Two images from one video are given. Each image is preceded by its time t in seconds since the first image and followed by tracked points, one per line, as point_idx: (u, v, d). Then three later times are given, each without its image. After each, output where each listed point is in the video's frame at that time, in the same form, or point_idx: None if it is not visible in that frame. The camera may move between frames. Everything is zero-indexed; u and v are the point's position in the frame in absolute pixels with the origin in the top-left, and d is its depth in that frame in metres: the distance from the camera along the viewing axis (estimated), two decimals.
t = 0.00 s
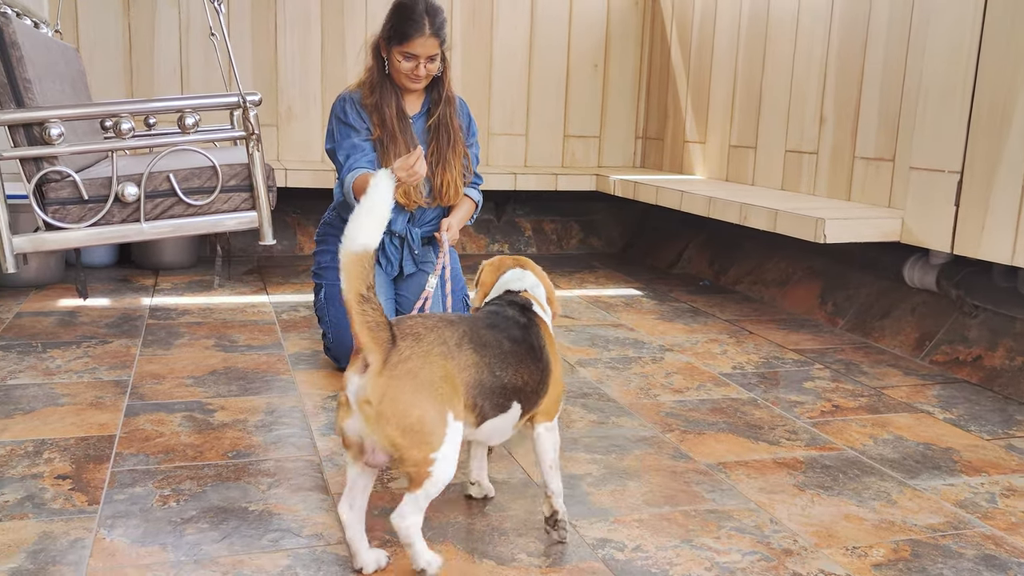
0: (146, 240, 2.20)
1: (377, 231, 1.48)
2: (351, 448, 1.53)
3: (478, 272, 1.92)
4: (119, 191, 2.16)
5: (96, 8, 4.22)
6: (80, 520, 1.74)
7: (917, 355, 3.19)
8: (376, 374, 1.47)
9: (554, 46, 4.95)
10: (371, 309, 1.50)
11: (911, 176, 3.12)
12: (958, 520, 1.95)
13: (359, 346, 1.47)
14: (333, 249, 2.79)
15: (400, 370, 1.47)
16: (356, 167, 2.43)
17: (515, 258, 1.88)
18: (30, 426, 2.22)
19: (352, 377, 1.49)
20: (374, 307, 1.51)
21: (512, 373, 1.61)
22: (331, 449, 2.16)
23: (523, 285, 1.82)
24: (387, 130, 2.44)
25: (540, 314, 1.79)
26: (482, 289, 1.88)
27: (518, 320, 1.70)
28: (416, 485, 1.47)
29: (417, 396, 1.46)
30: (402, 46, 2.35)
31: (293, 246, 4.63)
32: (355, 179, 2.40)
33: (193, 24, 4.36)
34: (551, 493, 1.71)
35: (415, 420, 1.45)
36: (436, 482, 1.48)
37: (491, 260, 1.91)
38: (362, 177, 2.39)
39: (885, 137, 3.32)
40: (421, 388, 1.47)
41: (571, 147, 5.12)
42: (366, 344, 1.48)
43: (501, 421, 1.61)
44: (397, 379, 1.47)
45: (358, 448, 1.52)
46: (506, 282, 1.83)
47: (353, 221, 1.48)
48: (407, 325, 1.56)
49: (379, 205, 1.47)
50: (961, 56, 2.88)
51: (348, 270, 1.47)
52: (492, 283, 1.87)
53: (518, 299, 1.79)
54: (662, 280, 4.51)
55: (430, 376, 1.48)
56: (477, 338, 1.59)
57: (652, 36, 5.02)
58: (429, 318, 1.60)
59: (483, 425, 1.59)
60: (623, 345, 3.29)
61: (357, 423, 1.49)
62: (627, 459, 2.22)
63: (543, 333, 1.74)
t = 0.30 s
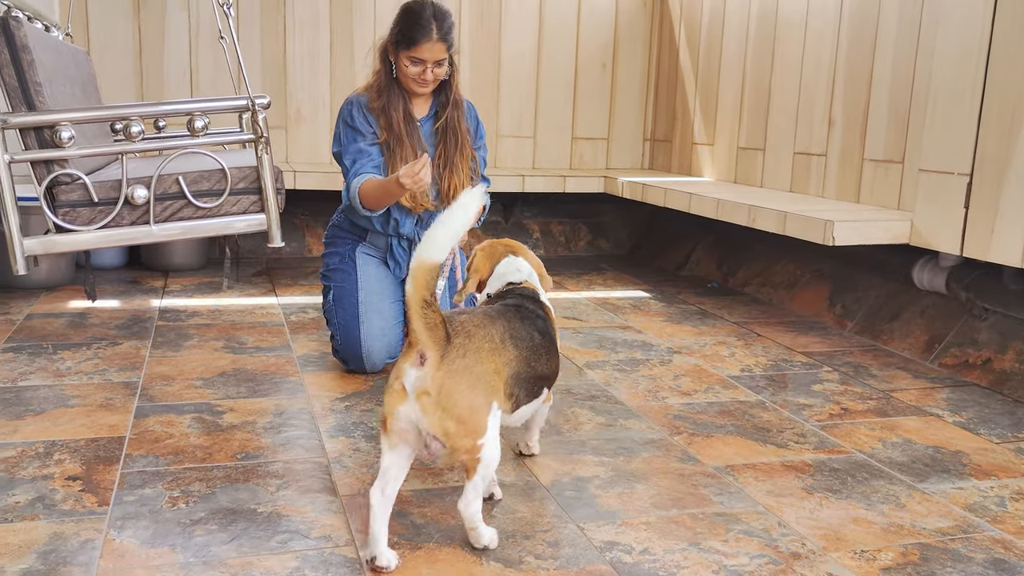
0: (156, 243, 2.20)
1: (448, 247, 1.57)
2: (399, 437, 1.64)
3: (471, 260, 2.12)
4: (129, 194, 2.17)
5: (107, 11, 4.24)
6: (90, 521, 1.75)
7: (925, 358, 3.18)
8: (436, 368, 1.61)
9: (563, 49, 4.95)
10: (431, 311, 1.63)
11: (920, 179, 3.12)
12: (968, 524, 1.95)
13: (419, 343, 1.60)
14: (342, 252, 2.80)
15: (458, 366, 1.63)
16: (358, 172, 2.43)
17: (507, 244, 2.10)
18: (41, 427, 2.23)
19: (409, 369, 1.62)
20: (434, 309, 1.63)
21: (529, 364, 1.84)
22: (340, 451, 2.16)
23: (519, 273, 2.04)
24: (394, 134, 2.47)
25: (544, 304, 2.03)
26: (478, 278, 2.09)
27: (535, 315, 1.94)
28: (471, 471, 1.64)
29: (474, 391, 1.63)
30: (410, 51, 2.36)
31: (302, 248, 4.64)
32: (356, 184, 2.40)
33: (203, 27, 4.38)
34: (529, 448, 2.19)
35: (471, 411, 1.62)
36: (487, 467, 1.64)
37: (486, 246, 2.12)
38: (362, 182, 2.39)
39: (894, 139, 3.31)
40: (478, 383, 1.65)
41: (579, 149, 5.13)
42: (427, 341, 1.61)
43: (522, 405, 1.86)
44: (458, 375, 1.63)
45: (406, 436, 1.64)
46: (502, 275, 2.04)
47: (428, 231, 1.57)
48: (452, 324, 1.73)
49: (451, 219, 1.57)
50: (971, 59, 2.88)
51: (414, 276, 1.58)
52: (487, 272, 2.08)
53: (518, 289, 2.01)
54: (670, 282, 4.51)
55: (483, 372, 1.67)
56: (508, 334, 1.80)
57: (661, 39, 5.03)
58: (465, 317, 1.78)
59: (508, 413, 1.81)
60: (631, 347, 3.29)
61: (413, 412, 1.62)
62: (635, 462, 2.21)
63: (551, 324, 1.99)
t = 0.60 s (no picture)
0: (162, 246, 2.20)
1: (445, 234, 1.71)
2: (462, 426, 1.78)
3: (473, 250, 2.11)
4: (136, 198, 2.16)
5: (114, 15, 4.26)
6: (97, 524, 1.76)
7: (932, 361, 3.17)
8: (479, 357, 1.70)
9: (568, 52, 4.95)
10: (462, 302, 1.72)
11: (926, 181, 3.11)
12: (974, 529, 1.94)
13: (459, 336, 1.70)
14: (348, 255, 2.80)
15: (499, 352, 1.72)
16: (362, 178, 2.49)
17: (510, 235, 2.10)
18: (48, 430, 2.24)
19: (457, 363, 1.73)
20: (463, 299, 1.72)
21: (564, 345, 1.91)
22: (345, 454, 2.17)
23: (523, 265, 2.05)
24: (398, 138, 2.50)
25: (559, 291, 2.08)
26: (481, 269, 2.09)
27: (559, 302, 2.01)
28: (503, 459, 1.70)
29: (518, 373, 1.72)
30: (415, 56, 2.37)
31: (307, 251, 4.66)
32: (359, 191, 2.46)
33: (209, 31, 4.39)
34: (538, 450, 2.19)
35: (515, 394, 1.70)
36: (517, 458, 1.71)
37: (490, 235, 2.11)
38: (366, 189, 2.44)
39: (901, 142, 3.30)
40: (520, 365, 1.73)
41: (585, 152, 5.13)
42: (465, 333, 1.70)
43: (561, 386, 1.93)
44: (500, 360, 1.71)
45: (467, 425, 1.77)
46: (508, 266, 2.05)
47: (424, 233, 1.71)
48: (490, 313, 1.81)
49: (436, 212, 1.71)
50: (977, 60, 2.87)
51: (433, 269, 1.70)
52: (491, 263, 2.08)
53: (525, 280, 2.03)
54: (676, 285, 4.50)
55: (523, 353, 1.75)
56: (541, 318, 1.87)
57: (667, 42, 5.03)
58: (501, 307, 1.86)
59: (549, 392, 1.88)
60: (636, 350, 3.29)
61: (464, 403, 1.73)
62: (640, 465, 2.21)
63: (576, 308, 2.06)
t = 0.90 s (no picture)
0: (169, 250, 2.19)
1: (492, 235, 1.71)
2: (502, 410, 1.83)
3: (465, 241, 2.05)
4: (143, 202, 2.16)
5: (121, 19, 4.28)
6: (105, 527, 1.76)
7: (940, 363, 3.16)
8: (534, 345, 1.76)
9: (574, 54, 4.95)
10: (518, 294, 1.75)
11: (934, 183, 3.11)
12: (982, 531, 1.93)
13: (520, 325, 1.73)
14: (355, 258, 2.81)
15: (546, 338, 1.79)
16: (363, 186, 2.58)
17: (507, 229, 2.03)
18: (56, 432, 2.25)
19: (508, 354, 1.76)
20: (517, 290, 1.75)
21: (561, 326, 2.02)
22: (352, 457, 2.17)
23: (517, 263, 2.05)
24: (403, 143, 2.53)
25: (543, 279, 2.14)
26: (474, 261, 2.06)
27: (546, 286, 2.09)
28: (542, 433, 1.81)
29: (557, 357, 1.82)
30: (421, 62, 2.38)
31: (314, 253, 4.66)
32: (360, 198, 2.55)
33: (216, 35, 4.41)
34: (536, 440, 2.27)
35: (562, 374, 1.82)
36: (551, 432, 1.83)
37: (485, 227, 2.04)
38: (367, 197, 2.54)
39: (907, 143, 3.30)
40: (557, 350, 1.82)
41: (591, 154, 5.13)
42: (518, 323, 1.74)
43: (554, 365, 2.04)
44: (546, 347, 1.79)
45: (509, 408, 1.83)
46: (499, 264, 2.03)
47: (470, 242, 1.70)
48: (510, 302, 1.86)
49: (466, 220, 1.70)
50: (984, 61, 2.86)
51: (494, 270, 1.69)
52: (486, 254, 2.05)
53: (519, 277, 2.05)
54: (682, 287, 4.50)
55: (556, 337, 1.84)
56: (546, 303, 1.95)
57: (673, 44, 5.03)
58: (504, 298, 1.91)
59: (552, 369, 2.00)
60: (643, 353, 3.29)
61: (516, 388, 1.79)
62: (647, 468, 2.21)
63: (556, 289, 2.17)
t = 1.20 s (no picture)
0: (175, 249, 2.19)
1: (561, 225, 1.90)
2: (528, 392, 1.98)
3: (462, 217, 2.25)
4: (149, 202, 2.16)
5: (128, 19, 4.29)
6: (112, 526, 1.77)
7: (947, 362, 3.15)
8: (571, 329, 1.96)
9: (579, 53, 4.95)
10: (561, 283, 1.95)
11: (941, 181, 3.10)
12: (990, 530, 1.93)
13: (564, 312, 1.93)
14: (361, 258, 2.81)
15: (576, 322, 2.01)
16: (359, 188, 2.62)
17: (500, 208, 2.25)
18: (63, 432, 2.26)
19: (547, 336, 1.94)
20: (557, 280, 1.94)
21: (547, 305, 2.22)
22: (358, 456, 2.18)
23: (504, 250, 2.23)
24: (406, 144, 2.56)
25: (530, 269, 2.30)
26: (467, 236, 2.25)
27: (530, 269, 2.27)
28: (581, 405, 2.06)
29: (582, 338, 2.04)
30: (425, 64, 2.40)
31: (320, 253, 4.67)
32: (359, 200, 2.59)
33: (222, 35, 4.42)
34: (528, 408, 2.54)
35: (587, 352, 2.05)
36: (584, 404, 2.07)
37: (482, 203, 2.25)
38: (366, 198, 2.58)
39: (914, 142, 3.29)
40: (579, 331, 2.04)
41: (597, 153, 5.12)
42: (561, 310, 1.93)
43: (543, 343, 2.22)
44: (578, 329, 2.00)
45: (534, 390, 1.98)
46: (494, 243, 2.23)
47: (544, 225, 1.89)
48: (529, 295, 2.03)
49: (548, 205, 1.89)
50: (991, 59, 2.85)
51: (559, 255, 1.90)
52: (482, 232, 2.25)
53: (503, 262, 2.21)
54: (688, 286, 4.49)
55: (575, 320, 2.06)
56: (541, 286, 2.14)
57: (678, 42, 5.02)
58: (516, 294, 2.06)
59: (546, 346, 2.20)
60: (648, 352, 3.28)
61: (556, 371, 1.98)
62: (653, 467, 2.21)
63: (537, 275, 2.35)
